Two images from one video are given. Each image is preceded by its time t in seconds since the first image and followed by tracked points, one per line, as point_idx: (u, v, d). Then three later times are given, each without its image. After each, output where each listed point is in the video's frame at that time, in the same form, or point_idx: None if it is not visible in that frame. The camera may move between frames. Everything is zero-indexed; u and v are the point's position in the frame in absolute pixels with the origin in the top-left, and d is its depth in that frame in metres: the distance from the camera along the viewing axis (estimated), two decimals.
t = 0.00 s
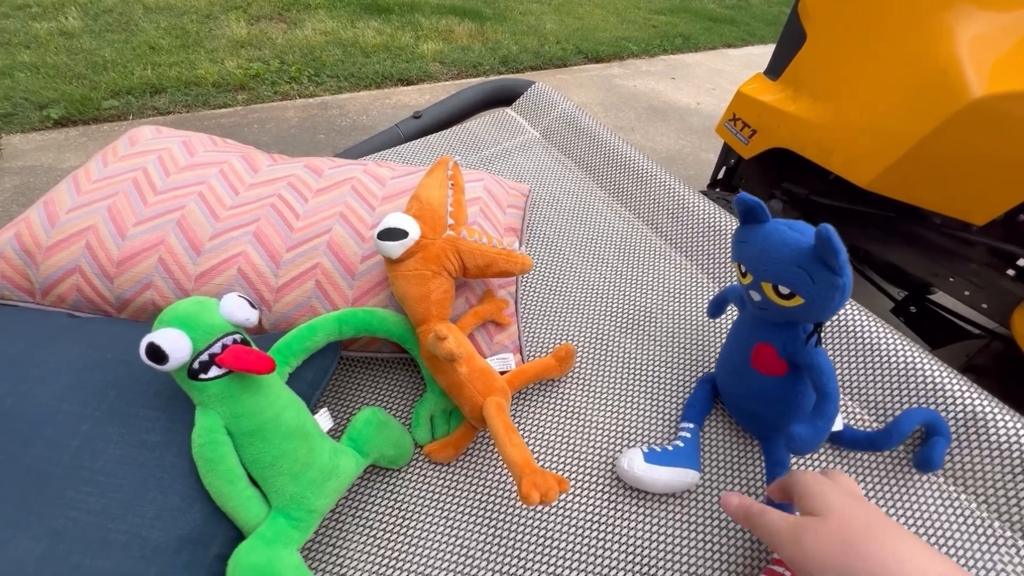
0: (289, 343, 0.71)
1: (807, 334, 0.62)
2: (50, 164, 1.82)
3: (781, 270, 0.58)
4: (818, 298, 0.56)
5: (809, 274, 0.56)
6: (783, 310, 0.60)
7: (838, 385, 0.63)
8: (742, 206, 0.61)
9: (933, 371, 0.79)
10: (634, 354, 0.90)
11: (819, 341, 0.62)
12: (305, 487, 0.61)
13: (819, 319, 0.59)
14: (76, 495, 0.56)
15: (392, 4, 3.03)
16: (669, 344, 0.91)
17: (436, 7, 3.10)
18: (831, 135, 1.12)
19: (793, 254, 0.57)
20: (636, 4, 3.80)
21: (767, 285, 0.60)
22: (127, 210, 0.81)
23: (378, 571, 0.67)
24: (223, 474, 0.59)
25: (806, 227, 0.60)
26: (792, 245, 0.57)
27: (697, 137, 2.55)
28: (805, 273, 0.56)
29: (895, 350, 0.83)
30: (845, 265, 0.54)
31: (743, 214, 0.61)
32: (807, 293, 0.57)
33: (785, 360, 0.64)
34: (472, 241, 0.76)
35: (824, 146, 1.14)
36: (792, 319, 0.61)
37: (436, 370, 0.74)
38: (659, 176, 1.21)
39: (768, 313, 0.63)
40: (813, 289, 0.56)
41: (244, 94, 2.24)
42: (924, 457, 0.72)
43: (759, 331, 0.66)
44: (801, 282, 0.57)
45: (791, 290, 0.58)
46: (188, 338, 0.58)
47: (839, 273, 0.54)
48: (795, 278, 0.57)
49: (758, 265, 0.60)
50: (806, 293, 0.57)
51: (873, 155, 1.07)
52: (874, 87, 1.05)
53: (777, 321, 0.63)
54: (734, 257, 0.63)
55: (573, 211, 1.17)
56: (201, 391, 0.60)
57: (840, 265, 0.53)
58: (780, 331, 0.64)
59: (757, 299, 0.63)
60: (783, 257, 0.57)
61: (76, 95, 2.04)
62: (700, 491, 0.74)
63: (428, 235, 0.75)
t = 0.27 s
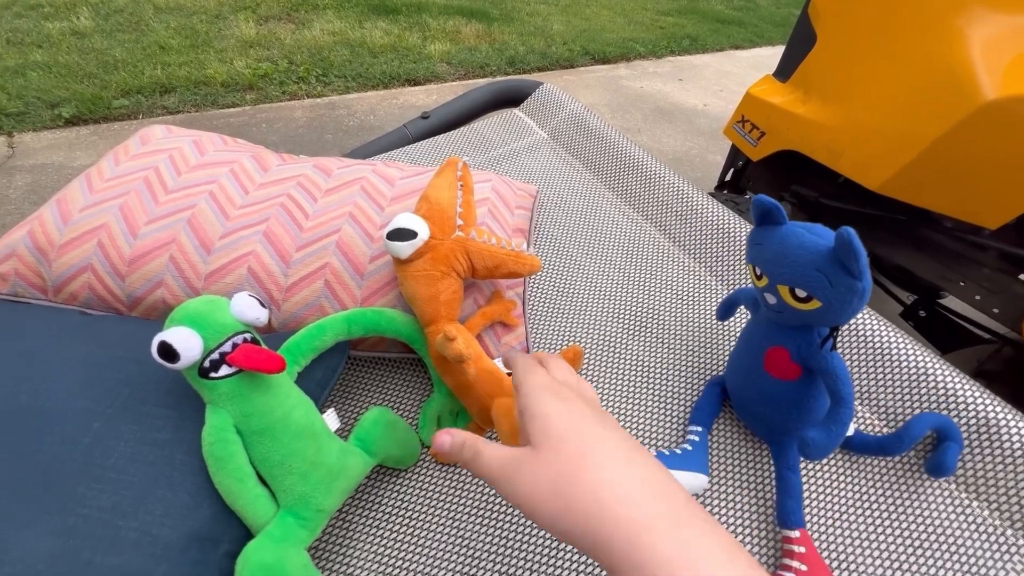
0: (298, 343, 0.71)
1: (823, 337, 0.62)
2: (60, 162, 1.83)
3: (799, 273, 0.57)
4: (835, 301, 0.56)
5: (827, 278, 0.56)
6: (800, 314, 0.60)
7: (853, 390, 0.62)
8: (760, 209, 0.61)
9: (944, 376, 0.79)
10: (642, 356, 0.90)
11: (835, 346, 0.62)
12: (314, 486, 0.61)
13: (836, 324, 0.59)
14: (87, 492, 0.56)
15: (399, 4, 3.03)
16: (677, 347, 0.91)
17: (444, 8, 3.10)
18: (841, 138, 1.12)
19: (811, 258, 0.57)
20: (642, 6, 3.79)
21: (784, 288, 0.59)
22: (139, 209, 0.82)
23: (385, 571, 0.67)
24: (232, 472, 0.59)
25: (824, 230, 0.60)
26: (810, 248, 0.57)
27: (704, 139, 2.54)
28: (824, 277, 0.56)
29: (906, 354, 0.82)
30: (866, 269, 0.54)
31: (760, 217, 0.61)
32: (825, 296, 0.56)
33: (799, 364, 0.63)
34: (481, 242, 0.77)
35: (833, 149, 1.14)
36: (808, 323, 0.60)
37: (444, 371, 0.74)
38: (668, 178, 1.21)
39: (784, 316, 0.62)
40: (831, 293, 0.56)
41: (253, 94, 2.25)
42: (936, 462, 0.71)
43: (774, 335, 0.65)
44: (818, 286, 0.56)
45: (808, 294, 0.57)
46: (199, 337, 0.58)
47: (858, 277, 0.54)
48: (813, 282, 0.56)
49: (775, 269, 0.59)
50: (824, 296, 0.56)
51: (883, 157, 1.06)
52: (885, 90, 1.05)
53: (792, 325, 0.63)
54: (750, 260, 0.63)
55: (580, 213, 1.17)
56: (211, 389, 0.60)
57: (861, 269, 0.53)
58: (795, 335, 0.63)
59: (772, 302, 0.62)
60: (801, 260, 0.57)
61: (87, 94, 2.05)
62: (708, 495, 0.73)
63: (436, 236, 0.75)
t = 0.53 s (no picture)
0: (315, 349, 0.72)
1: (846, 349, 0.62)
2: (77, 164, 1.85)
3: (823, 284, 0.58)
4: (860, 312, 0.56)
5: (853, 289, 0.56)
6: (824, 324, 0.60)
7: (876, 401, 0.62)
8: (784, 219, 0.61)
9: (962, 386, 0.79)
10: (658, 363, 0.90)
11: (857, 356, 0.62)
12: (335, 491, 0.62)
13: (860, 335, 0.59)
14: (118, 496, 0.58)
15: (409, 8, 3.05)
16: (694, 355, 0.91)
17: (453, 12, 3.12)
18: (856, 145, 1.12)
19: (836, 269, 0.57)
20: (651, 9, 3.80)
21: (807, 298, 0.60)
22: (163, 213, 0.83)
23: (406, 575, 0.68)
24: (256, 480, 0.60)
25: (848, 241, 0.60)
26: (836, 259, 0.57)
27: (713, 142, 2.54)
28: (849, 288, 0.56)
29: (925, 364, 0.82)
30: (892, 282, 0.54)
31: (785, 227, 0.62)
32: (850, 307, 0.57)
33: (821, 375, 0.64)
34: (507, 278, 0.71)
35: (849, 156, 1.14)
36: (831, 333, 0.61)
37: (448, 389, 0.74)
38: (682, 185, 1.21)
39: (806, 326, 0.63)
40: (856, 304, 0.56)
41: (265, 96, 2.27)
42: (958, 473, 0.71)
43: (796, 345, 0.66)
44: (843, 297, 0.57)
45: (832, 304, 0.58)
46: (221, 346, 0.59)
47: (885, 289, 0.55)
48: (837, 293, 0.57)
49: (799, 279, 0.60)
50: (848, 308, 0.57)
51: (897, 165, 1.06)
52: (901, 97, 1.05)
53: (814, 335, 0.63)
54: (772, 270, 0.64)
55: (595, 219, 1.18)
56: (233, 398, 0.61)
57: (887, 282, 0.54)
58: (817, 345, 0.64)
59: (794, 312, 0.63)
60: (826, 271, 0.58)
61: (103, 97, 2.08)
62: (725, 504, 0.74)
63: (463, 262, 0.71)
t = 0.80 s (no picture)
0: (322, 356, 0.71)
1: (866, 360, 0.60)
2: (88, 165, 1.86)
3: (844, 293, 0.56)
4: (882, 323, 0.55)
5: (875, 300, 0.54)
6: (844, 336, 0.59)
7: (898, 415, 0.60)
8: (803, 227, 0.60)
9: (984, 400, 0.78)
10: (670, 371, 0.89)
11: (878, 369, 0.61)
12: (342, 502, 0.60)
13: (881, 346, 0.58)
14: (123, 505, 0.57)
15: (417, 10, 3.05)
16: (706, 363, 0.90)
17: (461, 14, 3.11)
18: (872, 150, 1.10)
19: (857, 278, 0.55)
20: (659, 12, 3.78)
21: (826, 308, 0.58)
22: (171, 216, 0.82)
23: None
24: (261, 490, 0.58)
25: (869, 249, 0.59)
26: (857, 268, 0.56)
27: (722, 146, 2.52)
28: (871, 298, 0.55)
29: (947, 377, 0.80)
30: (917, 293, 0.53)
31: (803, 235, 0.60)
32: (871, 318, 0.55)
33: (841, 387, 0.62)
34: (518, 284, 0.71)
35: (865, 161, 1.12)
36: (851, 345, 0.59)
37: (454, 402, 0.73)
38: (694, 189, 1.20)
39: (825, 337, 0.61)
40: (878, 315, 0.55)
41: (274, 98, 2.27)
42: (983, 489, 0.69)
43: (814, 355, 0.64)
44: (865, 307, 0.55)
45: (853, 315, 0.56)
46: (227, 354, 0.58)
47: (909, 300, 0.53)
48: (859, 303, 0.55)
49: (818, 288, 0.58)
50: (870, 318, 0.55)
51: (914, 171, 1.05)
52: (918, 101, 1.03)
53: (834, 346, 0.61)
54: (790, 279, 0.62)
55: (605, 223, 1.16)
56: (238, 407, 0.60)
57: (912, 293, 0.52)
58: (836, 356, 0.62)
59: (813, 322, 0.61)
60: (847, 280, 0.56)
61: (114, 98, 2.08)
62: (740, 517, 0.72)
63: (474, 268, 0.69)
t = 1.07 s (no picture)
0: (325, 356, 0.70)
1: (872, 364, 0.59)
2: (95, 164, 1.86)
3: (849, 296, 0.55)
4: (888, 327, 0.54)
5: (881, 303, 0.54)
6: (850, 339, 0.58)
7: (904, 421, 0.58)
8: (807, 228, 0.59)
9: (993, 405, 0.76)
10: (673, 374, 0.88)
11: (885, 374, 0.60)
12: (343, 502, 0.60)
13: (888, 351, 0.57)
14: (121, 503, 0.56)
15: (424, 13, 3.05)
16: (710, 366, 0.89)
17: (468, 17, 3.12)
18: (879, 153, 1.09)
19: (862, 281, 0.55)
20: (666, 15, 3.78)
21: (831, 311, 0.57)
22: (174, 214, 0.82)
23: None
24: (261, 489, 0.58)
25: (875, 251, 0.58)
26: (862, 270, 0.55)
27: (728, 149, 2.51)
28: (877, 301, 0.54)
29: (955, 382, 0.79)
30: (924, 295, 0.52)
31: (807, 237, 0.59)
32: (877, 321, 0.54)
33: (845, 391, 0.61)
34: (510, 288, 0.70)
35: (872, 164, 1.11)
36: (857, 348, 0.58)
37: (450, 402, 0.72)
38: (699, 191, 1.19)
39: (830, 340, 0.60)
40: (884, 318, 0.54)
41: (280, 99, 2.27)
42: (992, 497, 0.68)
43: (818, 359, 0.63)
44: (871, 310, 0.54)
45: (859, 318, 0.55)
46: (230, 352, 0.57)
47: (916, 303, 0.52)
48: (865, 306, 0.54)
49: (823, 291, 0.58)
50: (876, 322, 0.54)
51: (922, 174, 1.04)
52: (927, 104, 1.02)
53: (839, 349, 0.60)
54: (794, 281, 0.61)
55: (609, 225, 1.16)
56: (240, 405, 0.60)
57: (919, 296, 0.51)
58: (841, 360, 0.61)
59: (817, 325, 0.60)
60: (852, 283, 0.55)
61: (122, 98, 2.09)
62: (743, 523, 0.71)
63: (464, 274, 0.70)
